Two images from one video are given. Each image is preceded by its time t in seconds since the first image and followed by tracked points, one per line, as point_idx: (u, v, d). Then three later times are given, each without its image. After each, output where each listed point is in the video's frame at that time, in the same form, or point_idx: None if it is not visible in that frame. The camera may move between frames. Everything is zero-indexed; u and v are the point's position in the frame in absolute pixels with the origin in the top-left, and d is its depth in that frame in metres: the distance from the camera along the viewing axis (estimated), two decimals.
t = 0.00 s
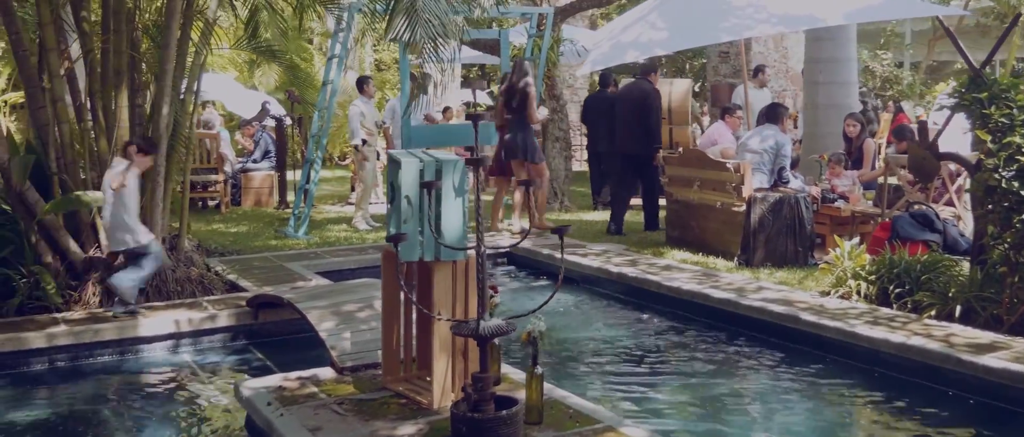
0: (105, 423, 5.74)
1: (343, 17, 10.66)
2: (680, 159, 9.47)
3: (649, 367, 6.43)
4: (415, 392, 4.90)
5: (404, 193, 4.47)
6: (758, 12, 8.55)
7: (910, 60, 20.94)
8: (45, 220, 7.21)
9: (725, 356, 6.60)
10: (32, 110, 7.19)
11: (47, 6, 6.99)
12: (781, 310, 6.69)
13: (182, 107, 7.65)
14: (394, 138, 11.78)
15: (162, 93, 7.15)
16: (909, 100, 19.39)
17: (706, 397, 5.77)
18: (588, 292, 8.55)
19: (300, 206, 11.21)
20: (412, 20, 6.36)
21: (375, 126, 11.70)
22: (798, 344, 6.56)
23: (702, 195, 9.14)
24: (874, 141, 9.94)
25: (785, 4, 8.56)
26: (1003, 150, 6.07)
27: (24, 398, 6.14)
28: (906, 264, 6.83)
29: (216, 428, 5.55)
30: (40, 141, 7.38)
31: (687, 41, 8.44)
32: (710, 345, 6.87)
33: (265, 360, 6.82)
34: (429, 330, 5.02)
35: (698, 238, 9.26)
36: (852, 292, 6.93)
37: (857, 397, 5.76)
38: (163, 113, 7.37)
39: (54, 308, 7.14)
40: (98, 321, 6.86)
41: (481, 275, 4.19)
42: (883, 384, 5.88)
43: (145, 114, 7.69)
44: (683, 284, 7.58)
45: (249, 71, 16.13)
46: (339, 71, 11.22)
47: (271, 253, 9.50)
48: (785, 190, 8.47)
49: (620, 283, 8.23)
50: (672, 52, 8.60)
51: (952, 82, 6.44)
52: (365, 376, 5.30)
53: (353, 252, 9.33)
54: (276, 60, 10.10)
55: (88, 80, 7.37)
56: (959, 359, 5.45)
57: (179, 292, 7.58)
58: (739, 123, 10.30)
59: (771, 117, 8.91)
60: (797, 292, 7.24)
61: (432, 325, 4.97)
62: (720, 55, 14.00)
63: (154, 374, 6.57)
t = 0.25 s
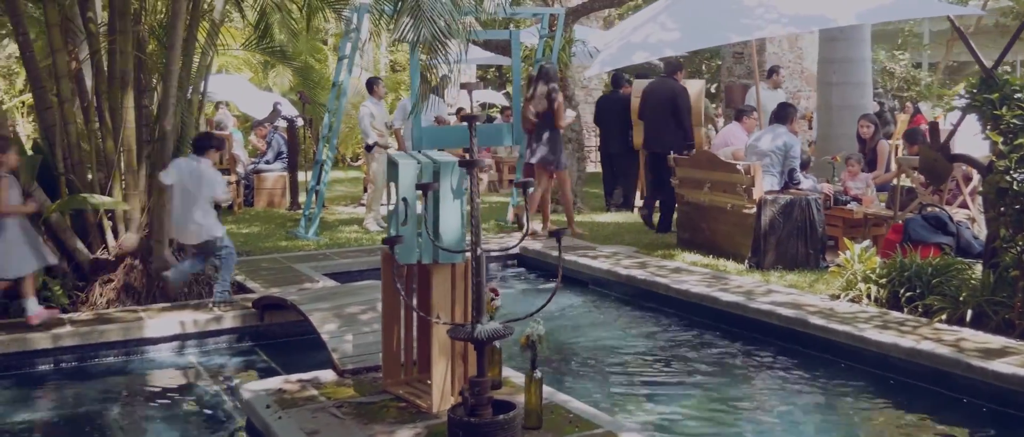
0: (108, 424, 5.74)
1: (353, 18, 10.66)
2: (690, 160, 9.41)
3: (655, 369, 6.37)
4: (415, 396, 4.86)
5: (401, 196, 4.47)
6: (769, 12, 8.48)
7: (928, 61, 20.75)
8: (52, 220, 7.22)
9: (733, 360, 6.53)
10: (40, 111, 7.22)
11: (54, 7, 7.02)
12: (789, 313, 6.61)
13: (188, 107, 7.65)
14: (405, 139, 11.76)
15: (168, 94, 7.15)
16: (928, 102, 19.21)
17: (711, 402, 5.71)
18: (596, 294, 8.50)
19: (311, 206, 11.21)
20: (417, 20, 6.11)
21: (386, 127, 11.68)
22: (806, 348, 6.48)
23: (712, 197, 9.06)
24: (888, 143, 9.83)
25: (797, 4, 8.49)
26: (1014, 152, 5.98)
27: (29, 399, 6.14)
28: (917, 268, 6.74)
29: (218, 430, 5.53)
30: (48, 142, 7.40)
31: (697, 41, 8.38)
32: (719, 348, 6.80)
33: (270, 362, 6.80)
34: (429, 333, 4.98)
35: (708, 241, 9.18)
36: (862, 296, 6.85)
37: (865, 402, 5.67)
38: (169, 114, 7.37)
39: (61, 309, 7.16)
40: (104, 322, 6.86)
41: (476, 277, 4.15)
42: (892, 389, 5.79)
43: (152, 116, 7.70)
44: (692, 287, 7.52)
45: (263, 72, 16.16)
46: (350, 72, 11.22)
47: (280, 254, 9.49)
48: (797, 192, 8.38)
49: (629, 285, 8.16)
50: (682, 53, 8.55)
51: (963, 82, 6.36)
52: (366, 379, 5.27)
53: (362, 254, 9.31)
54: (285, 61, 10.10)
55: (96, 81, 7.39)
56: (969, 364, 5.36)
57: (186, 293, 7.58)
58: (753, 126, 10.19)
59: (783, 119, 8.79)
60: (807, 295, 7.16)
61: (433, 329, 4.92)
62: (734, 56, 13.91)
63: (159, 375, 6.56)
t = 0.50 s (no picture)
0: (112, 424, 5.74)
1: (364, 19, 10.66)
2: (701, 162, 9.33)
3: (662, 373, 6.31)
4: (415, 399, 4.84)
5: (399, 198, 4.46)
6: (780, 13, 8.41)
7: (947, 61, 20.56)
8: (60, 222, 7.25)
9: (741, 364, 6.47)
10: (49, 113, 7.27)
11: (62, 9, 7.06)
12: (798, 317, 6.54)
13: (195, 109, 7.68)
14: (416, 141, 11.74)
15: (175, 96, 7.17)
16: (947, 102, 19.02)
17: (717, 406, 5.64)
18: (606, 297, 8.45)
19: (323, 207, 11.20)
20: (421, 22, 6.02)
21: (398, 128, 11.67)
22: (815, 352, 6.40)
23: (723, 199, 8.99)
24: (903, 144, 9.72)
25: (809, 5, 8.42)
26: None
27: (36, 399, 6.15)
28: (928, 271, 6.66)
29: (221, 432, 5.52)
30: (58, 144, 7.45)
31: (707, 42, 8.32)
32: (727, 352, 6.74)
33: (276, 364, 6.79)
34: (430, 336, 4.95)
35: (720, 243, 9.11)
36: (872, 300, 6.78)
37: (873, 407, 5.60)
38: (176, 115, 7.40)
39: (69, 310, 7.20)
40: (111, 323, 6.87)
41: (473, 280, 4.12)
42: (901, 395, 5.71)
43: (160, 117, 7.73)
44: (701, 290, 7.45)
45: (278, 73, 16.20)
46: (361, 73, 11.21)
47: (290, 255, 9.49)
48: (809, 194, 8.30)
49: (639, 288, 8.11)
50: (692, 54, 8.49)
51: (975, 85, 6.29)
52: (367, 382, 5.25)
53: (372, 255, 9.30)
54: (296, 62, 10.11)
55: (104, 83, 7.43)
56: (979, 370, 5.28)
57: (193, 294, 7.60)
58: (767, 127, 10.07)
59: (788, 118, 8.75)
60: (817, 299, 7.09)
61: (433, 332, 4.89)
62: (749, 57, 13.83)
63: (164, 377, 6.56)
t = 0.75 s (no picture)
0: (117, 425, 5.74)
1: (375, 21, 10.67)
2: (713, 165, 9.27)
3: (669, 377, 6.26)
4: (416, 403, 4.81)
5: (399, 201, 4.46)
6: (793, 14, 8.34)
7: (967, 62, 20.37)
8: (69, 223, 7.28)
9: (750, 368, 6.41)
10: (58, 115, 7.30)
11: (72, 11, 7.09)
12: (807, 320, 6.47)
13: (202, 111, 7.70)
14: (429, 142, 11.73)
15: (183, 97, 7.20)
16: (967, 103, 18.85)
17: (723, 410, 5.59)
18: (615, 299, 8.40)
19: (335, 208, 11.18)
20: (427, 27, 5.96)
21: (410, 129, 11.66)
22: (824, 356, 6.33)
23: (735, 202, 8.92)
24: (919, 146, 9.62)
25: (821, 6, 8.34)
26: None
27: (42, 400, 6.16)
28: (939, 276, 6.58)
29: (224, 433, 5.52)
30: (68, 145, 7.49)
31: (718, 44, 8.26)
32: (735, 356, 6.68)
33: (282, 366, 6.78)
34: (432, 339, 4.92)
35: (732, 245, 9.04)
36: (883, 304, 6.70)
37: (881, 412, 5.53)
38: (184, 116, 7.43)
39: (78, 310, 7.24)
40: (119, 323, 6.88)
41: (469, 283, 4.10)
42: (910, 400, 5.63)
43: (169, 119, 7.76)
44: (710, 293, 7.40)
45: (294, 75, 16.24)
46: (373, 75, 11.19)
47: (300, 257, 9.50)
48: (823, 197, 8.22)
49: (648, 290, 8.05)
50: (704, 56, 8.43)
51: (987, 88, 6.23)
52: (369, 384, 5.22)
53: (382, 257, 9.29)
54: (307, 64, 10.12)
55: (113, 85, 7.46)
56: (989, 375, 5.20)
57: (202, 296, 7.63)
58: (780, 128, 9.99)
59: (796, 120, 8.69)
60: (827, 302, 7.01)
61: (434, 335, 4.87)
62: (764, 58, 13.75)
63: (170, 377, 6.56)
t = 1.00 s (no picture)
0: (123, 425, 5.74)
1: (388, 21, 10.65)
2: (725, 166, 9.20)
3: (678, 380, 6.20)
4: (418, 406, 4.78)
5: (400, 202, 4.42)
6: (806, 14, 8.26)
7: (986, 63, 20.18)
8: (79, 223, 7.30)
9: (759, 372, 6.34)
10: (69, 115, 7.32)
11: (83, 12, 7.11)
12: (817, 324, 6.40)
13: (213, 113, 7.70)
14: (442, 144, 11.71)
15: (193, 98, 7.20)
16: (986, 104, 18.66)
17: (731, 415, 5.53)
18: (626, 302, 8.35)
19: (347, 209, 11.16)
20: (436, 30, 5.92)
21: (423, 130, 11.64)
22: (834, 360, 6.26)
23: (748, 204, 8.84)
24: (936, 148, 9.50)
25: (836, 6, 8.27)
26: None
27: (50, 400, 6.17)
28: (952, 280, 6.49)
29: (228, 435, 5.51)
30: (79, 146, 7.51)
31: (731, 44, 8.20)
32: (744, 360, 6.61)
33: (289, 367, 6.77)
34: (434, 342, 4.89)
35: (745, 248, 8.96)
36: (895, 308, 6.62)
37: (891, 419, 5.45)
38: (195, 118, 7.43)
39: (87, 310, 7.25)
40: (127, 324, 6.89)
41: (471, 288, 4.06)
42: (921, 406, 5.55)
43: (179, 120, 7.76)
44: (721, 296, 7.33)
45: (309, 76, 16.25)
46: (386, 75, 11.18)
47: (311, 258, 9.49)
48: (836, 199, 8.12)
49: (659, 293, 7.99)
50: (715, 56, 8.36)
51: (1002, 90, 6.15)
52: (372, 387, 5.20)
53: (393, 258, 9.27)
54: (319, 65, 10.11)
55: (124, 86, 7.47)
56: (1001, 382, 5.11)
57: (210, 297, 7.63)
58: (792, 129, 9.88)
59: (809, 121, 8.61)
60: (839, 306, 6.94)
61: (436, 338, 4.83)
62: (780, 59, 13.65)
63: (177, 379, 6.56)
